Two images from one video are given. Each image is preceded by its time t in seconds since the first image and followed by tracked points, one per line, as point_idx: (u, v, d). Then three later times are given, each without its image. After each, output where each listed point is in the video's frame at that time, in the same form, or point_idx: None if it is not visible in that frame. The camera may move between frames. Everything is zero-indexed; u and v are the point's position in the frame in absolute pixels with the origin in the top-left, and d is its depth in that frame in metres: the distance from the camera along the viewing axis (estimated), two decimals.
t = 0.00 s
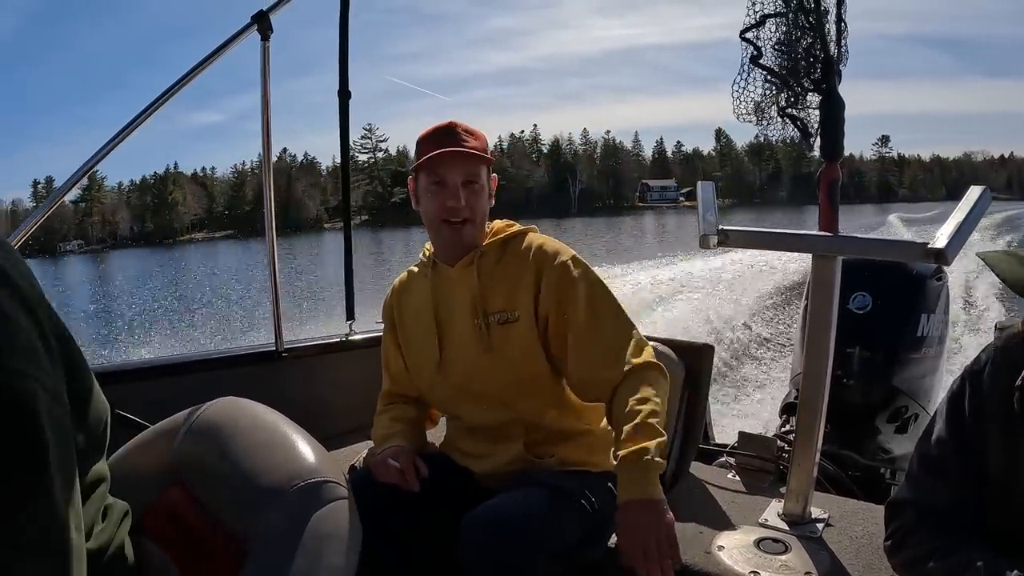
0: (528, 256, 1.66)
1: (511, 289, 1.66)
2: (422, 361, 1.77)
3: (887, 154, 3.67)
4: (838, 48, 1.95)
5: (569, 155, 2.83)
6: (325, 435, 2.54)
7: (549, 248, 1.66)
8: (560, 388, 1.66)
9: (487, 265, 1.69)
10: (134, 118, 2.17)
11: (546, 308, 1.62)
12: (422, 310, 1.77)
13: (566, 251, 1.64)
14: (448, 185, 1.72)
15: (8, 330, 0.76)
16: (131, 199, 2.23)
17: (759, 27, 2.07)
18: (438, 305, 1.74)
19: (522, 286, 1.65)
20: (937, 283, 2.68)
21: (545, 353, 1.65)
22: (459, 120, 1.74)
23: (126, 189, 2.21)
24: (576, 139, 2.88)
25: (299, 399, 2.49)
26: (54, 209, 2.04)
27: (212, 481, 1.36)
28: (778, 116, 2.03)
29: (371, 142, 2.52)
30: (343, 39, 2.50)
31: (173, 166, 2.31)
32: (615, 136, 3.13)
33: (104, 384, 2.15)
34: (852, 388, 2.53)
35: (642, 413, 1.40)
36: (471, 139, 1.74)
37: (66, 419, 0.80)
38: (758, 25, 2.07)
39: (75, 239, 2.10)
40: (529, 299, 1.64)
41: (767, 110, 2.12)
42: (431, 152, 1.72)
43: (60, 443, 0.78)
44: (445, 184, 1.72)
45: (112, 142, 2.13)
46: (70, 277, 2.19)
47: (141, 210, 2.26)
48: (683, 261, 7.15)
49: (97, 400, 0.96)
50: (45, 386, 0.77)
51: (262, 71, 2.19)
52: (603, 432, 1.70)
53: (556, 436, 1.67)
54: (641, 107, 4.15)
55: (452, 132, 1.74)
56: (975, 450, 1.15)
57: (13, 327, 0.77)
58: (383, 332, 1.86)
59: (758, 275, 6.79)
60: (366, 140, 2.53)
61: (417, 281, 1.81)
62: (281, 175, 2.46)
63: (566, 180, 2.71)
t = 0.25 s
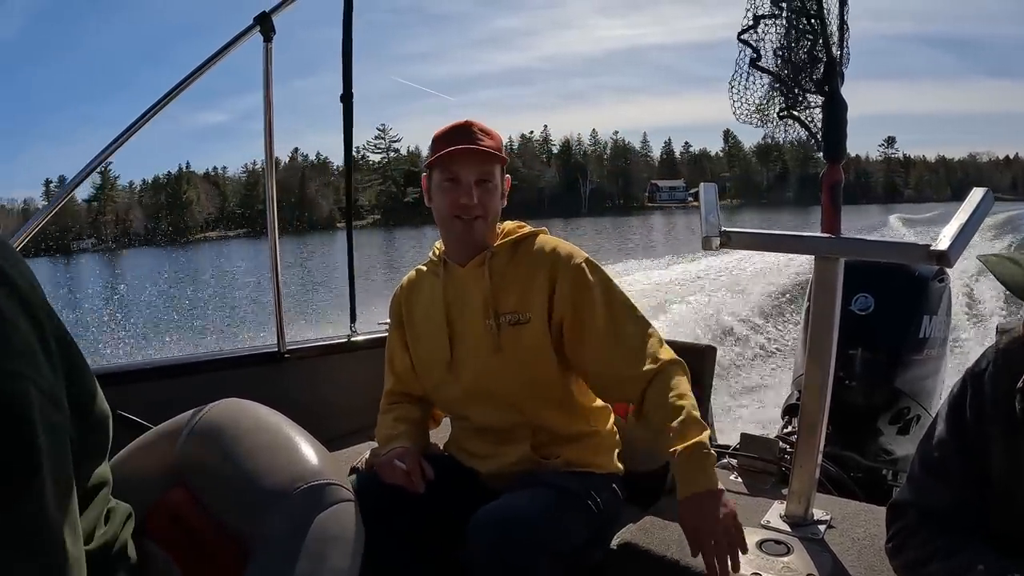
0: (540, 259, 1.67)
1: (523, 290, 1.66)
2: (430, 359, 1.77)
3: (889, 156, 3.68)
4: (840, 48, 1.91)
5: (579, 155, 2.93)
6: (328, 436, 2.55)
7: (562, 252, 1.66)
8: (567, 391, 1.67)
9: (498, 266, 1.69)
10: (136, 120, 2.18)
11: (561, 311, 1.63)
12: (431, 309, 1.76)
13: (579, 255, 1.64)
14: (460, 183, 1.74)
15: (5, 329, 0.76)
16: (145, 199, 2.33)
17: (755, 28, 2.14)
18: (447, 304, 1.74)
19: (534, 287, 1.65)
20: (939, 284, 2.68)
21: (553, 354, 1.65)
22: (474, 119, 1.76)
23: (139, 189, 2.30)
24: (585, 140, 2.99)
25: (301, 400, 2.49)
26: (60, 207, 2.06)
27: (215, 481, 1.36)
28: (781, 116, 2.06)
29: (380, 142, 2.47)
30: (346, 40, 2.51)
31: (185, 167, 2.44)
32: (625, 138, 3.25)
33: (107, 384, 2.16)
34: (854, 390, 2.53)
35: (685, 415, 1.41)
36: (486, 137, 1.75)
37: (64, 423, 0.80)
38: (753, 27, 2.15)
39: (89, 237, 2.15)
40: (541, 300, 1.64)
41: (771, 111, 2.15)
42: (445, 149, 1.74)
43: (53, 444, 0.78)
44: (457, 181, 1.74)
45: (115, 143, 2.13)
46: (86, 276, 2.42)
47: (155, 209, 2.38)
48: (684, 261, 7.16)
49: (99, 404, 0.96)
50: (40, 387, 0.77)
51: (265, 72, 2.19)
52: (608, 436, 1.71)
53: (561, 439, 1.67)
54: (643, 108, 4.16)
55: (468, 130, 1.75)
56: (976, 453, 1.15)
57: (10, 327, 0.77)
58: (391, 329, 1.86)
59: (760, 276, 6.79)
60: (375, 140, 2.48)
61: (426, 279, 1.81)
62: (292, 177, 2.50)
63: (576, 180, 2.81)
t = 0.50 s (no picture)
0: (544, 258, 1.65)
1: (525, 288, 1.65)
2: (432, 358, 1.76)
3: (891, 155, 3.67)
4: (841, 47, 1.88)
5: (590, 155, 2.99)
6: (327, 436, 2.54)
7: (566, 250, 1.65)
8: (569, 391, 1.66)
9: (502, 264, 1.68)
10: (133, 119, 2.18)
11: (563, 310, 1.61)
12: (434, 307, 1.75)
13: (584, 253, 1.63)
14: (465, 179, 1.74)
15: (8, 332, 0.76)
16: (157, 198, 2.36)
17: (762, 27, 2.15)
18: (450, 302, 1.72)
19: (538, 285, 1.64)
20: (940, 284, 2.67)
21: (556, 353, 1.64)
22: (479, 116, 1.75)
23: (150, 189, 2.34)
24: (594, 140, 3.02)
25: (300, 400, 2.48)
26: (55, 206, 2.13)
27: (212, 481, 1.35)
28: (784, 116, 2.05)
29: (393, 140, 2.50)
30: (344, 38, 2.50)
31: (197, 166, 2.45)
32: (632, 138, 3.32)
33: (105, 384, 2.15)
34: (855, 390, 2.52)
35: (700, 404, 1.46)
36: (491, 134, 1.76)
37: (65, 427, 0.80)
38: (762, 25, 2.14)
39: (101, 236, 2.23)
40: (544, 299, 1.63)
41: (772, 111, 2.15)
42: (450, 146, 1.74)
43: (58, 448, 0.78)
44: (463, 178, 1.74)
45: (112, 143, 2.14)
46: (97, 279, 2.56)
47: (168, 209, 2.38)
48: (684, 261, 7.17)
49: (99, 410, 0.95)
50: (45, 391, 0.77)
51: (263, 71, 2.18)
52: (609, 437, 1.70)
53: (561, 440, 1.66)
54: (645, 108, 4.16)
55: (472, 127, 1.75)
56: (976, 453, 1.14)
57: (14, 330, 0.77)
58: (394, 326, 1.85)
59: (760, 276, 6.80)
60: (388, 141, 2.53)
61: (431, 276, 1.80)
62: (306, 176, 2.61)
63: (586, 180, 2.84)
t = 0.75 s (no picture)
0: (546, 256, 1.66)
1: (527, 286, 1.65)
2: (435, 356, 1.76)
3: (894, 155, 3.67)
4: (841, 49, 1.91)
5: (600, 156, 3.01)
6: (328, 434, 2.54)
7: (568, 249, 1.65)
8: (570, 389, 1.66)
9: (504, 261, 1.69)
10: (136, 118, 2.19)
11: (564, 308, 1.62)
12: (437, 305, 1.76)
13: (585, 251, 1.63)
14: (469, 178, 1.74)
15: (13, 335, 0.77)
16: (169, 197, 2.47)
17: (769, 28, 2.11)
18: (453, 300, 1.73)
19: (540, 283, 1.64)
20: (941, 283, 2.68)
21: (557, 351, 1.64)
22: (483, 115, 1.75)
23: (162, 188, 2.44)
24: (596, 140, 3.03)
25: (302, 400, 2.49)
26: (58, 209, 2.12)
27: (215, 480, 1.36)
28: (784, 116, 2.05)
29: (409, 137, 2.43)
30: (347, 38, 2.51)
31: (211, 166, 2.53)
32: (641, 139, 3.36)
33: (107, 383, 2.15)
34: (856, 390, 2.52)
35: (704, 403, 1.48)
36: (496, 133, 1.76)
37: (71, 429, 0.80)
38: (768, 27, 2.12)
39: (114, 235, 2.27)
40: (546, 297, 1.63)
41: (773, 110, 2.15)
42: (454, 146, 1.74)
43: (65, 449, 0.78)
44: (467, 177, 1.74)
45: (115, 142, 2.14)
46: (100, 276, 2.57)
47: (181, 208, 2.50)
48: (685, 260, 7.17)
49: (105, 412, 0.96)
50: (51, 393, 0.78)
51: (266, 70, 2.18)
52: (610, 435, 1.70)
53: (563, 438, 1.67)
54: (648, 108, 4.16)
55: (476, 127, 1.75)
56: (978, 453, 1.14)
57: (20, 332, 0.78)
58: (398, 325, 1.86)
59: (760, 275, 6.80)
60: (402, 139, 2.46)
61: (434, 275, 1.81)
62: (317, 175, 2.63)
63: (594, 180, 2.87)
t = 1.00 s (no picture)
0: (548, 255, 1.67)
1: (531, 283, 1.66)
2: (438, 356, 1.77)
3: (897, 155, 3.67)
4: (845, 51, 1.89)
5: (610, 155, 3.03)
6: (332, 434, 2.55)
7: (570, 247, 1.66)
8: (574, 387, 1.66)
9: (507, 260, 1.70)
10: (140, 119, 2.19)
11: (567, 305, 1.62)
12: (440, 304, 1.76)
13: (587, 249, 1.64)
14: (471, 179, 1.74)
15: (15, 335, 0.77)
16: (180, 197, 2.50)
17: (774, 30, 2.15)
18: (455, 299, 1.73)
19: (543, 281, 1.65)
20: (943, 283, 2.68)
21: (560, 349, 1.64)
22: (485, 116, 1.76)
23: (172, 188, 2.48)
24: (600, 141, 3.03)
25: (306, 400, 2.49)
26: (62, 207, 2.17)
27: (219, 481, 1.36)
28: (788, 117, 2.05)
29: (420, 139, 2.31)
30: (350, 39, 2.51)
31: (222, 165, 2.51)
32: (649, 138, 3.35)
33: (111, 383, 2.16)
34: (858, 390, 2.53)
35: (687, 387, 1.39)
36: (497, 135, 1.77)
37: (73, 429, 0.81)
38: (773, 30, 2.16)
39: (126, 233, 2.33)
40: (548, 294, 1.64)
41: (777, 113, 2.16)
42: (456, 147, 1.75)
43: (68, 449, 0.78)
44: (468, 177, 1.75)
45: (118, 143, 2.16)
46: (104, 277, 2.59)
47: (192, 207, 2.51)
48: (687, 260, 7.18)
49: (108, 413, 0.96)
50: (52, 393, 0.78)
51: (269, 71, 2.19)
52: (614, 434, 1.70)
53: (567, 437, 1.67)
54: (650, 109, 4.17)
55: (477, 128, 1.75)
56: (980, 454, 1.14)
57: (21, 333, 0.78)
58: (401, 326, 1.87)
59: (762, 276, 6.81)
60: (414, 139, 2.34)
61: (437, 274, 1.81)
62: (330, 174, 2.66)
63: (598, 181, 2.87)
